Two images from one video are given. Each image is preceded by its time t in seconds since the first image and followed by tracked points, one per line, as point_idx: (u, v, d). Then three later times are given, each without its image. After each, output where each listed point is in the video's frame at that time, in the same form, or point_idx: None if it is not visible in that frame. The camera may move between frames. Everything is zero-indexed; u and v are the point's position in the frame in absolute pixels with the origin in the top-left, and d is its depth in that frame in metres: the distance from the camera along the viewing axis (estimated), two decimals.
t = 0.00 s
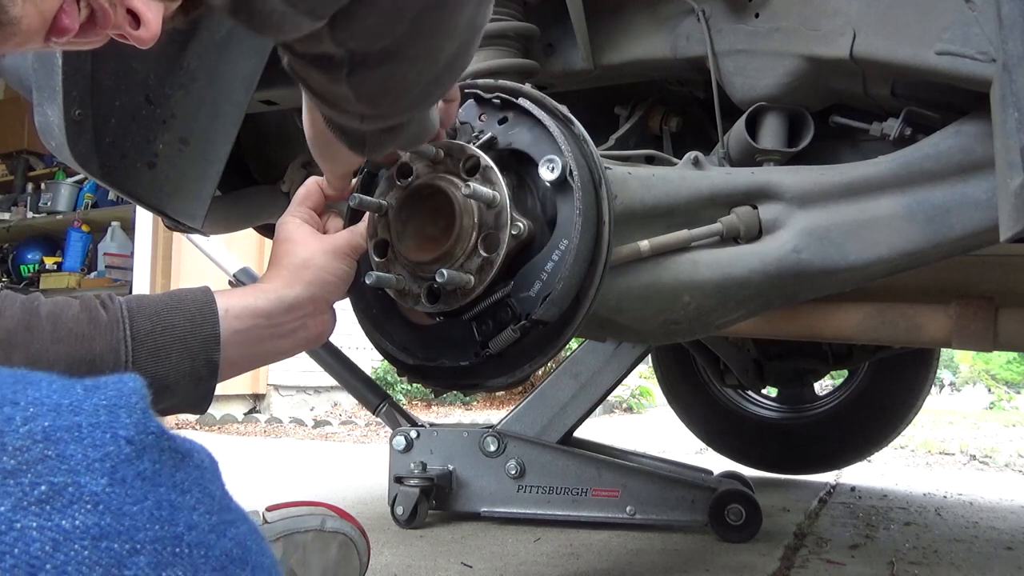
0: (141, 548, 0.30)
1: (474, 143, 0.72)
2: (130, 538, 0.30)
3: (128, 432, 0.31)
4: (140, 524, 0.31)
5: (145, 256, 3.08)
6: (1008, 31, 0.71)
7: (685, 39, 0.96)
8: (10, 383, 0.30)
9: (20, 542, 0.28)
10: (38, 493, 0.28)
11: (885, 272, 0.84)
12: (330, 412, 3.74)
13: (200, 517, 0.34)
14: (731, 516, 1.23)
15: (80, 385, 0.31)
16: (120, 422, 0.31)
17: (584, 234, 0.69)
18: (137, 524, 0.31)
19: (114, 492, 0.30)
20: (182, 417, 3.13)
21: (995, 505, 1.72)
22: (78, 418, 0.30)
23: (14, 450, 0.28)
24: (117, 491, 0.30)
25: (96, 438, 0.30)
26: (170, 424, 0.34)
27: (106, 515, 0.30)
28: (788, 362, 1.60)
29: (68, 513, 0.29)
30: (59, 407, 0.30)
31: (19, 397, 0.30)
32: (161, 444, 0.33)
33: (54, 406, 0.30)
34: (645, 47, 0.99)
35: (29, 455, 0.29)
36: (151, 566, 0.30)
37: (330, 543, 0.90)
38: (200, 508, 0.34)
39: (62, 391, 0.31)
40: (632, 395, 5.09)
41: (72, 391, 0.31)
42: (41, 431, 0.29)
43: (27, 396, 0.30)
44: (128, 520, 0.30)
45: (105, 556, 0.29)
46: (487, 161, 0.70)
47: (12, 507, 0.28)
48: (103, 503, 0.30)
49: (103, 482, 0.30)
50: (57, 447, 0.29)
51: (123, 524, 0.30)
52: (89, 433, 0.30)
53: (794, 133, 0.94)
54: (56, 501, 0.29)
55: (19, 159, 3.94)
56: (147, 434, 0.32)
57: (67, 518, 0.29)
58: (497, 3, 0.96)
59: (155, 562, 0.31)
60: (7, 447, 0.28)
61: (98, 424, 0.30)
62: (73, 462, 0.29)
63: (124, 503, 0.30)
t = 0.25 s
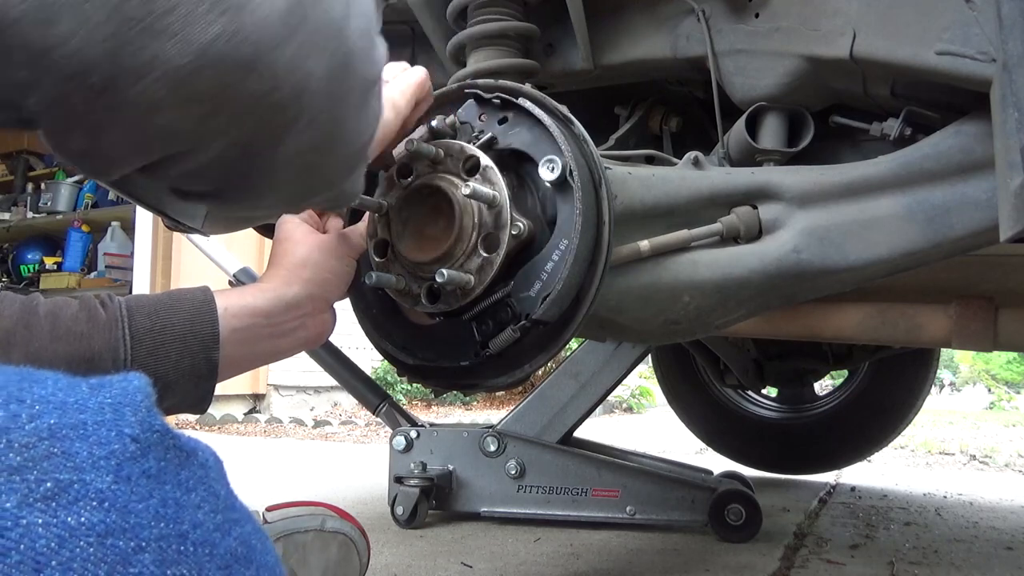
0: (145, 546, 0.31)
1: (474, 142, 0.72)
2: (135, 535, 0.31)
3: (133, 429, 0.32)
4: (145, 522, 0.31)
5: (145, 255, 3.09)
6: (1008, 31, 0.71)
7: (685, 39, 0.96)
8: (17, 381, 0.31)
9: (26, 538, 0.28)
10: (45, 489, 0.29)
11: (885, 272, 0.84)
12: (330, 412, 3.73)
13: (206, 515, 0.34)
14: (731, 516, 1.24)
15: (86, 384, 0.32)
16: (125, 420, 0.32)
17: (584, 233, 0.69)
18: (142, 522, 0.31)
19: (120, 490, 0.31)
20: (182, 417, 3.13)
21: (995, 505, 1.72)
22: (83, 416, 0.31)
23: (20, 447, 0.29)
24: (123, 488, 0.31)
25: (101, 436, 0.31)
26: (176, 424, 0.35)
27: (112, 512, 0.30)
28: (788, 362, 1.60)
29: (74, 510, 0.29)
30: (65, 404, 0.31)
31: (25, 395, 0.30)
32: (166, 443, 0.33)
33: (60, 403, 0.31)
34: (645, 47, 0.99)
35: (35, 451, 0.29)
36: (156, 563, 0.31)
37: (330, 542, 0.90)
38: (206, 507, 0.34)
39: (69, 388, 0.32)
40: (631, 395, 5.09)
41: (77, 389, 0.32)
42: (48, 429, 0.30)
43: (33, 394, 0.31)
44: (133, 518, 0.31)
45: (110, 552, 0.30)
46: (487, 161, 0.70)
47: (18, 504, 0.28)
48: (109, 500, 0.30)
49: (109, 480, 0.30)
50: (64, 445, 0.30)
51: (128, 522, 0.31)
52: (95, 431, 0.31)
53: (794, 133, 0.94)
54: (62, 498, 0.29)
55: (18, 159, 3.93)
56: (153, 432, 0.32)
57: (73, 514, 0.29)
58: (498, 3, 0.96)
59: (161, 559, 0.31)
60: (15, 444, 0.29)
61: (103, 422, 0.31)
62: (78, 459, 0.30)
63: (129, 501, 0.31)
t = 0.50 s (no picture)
0: (135, 534, 0.34)
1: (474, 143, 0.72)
2: (125, 523, 0.34)
3: (124, 420, 0.35)
4: (134, 511, 0.34)
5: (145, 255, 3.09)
6: (1008, 31, 0.71)
7: (685, 39, 0.96)
8: (13, 373, 0.34)
9: (16, 525, 0.31)
10: (35, 477, 0.32)
11: (885, 272, 0.84)
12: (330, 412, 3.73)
13: (196, 506, 0.37)
14: (731, 516, 1.24)
15: (80, 376, 0.36)
16: (117, 411, 0.35)
17: (584, 233, 0.69)
18: (132, 510, 0.34)
19: (110, 479, 0.34)
20: (182, 417, 3.13)
21: (995, 505, 1.72)
22: (75, 406, 0.34)
23: (14, 436, 0.32)
24: (113, 477, 0.34)
25: (92, 426, 0.34)
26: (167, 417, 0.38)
27: (102, 501, 0.34)
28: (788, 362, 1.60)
29: (65, 498, 0.33)
30: (56, 395, 0.34)
31: (17, 386, 0.34)
32: (157, 434, 0.37)
33: (51, 394, 0.34)
34: (645, 47, 0.99)
35: (27, 441, 0.33)
36: (145, 550, 0.34)
37: (331, 542, 0.90)
38: (196, 498, 0.38)
39: (63, 380, 0.35)
40: (631, 395, 5.09)
41: (71, 381, 0.35)
42: (39, 418, 0.33)
43: (26, 384, 0.34)
44: (123, 507, 0.34)
45: (100, 540, 0.33)
46: (487, 161, 0.70)
47: (11, 490, 0.31)
48: (99, 488, 0.34)
49: (99, 469, 0.34)
50: (55, 434, 0.33)
51: (119, 510, 0.34)
52: (86, 421, 0.34)
53: (794, 133, 0.94)
54: (53, 486, 0.33)
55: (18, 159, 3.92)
56: (144, 423, 0.36)
57: (63, 502, 0.33)
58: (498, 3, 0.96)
59: (150, 548, 0.34)
60: (9, 433, 0.32)
61: (95, 413, 0.35)
62: (69, 448, 0.33)
63: (120, 489, 0.34)
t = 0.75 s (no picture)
0: (132, 530, 0.34)
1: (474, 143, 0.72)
2: (121, 519, 0.34)
3: (121, 417, 0.35)
4: (131, 507, 0.34)
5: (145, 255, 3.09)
6: (1008, 31, 0.71)
7: (685, 39, 0.96)
8: (10, 369, 0.34)
9: (12, 521, 0.31)
10: (32, 473, 0.32)
11: (885, 271, 0.84)
12: (330, 412, 3.72)
13: (194, 502, 0.37)
14: (731, 516, 1.24)
15: (77, 372, 0.36)
16: (113, 408, 0.35)
17: (584, 233, 0.69)
18: (129, 507, 0.34)
19: (107, 475, 0.34)
20: (182, 417, 3.13)
21: (995, 505, 1.72)
22: (71, 403, 0.34)
23: (9, 432, 0.32)
24: (110, 474, 0.34)
25: (89, 422, 0.34)
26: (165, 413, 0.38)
27: (99, 497, 0.34)
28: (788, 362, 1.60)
29: (61, 494, 0.33)
30: (53, 391, 0.34)
31: (14, 382, 0.34)
32: (154, 431, 0.37)
33: (48, 390, 0.34)
34: (644, 47, 0.99)
35: (23, 437, 0.32)
36: (142, 546, 0.34)
37: (331, 542, 0.90)
38: (194, 494, 0.38)
39: (60, 376, 0.35)
40: (631, 395, 5.09)
41: (68, 377, 0.35)
42: (35, 414, 0.33)
43: (23, 380, 0.34)
44: (120, 503, 0.34)
45: (97, 536, 0.33)
46: (487, 161, 0.70)
47: (7, 486, 0.31)
48: (96, 485, 0.34)
49: (96, 465, 0.34)
50: (51, 430, 0.33)
51: (116, 506, 0.34)
52: (83, 417, 0.34)
53: (794, 133, 0.94)
54: (49, 482, 0.32)
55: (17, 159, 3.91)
56: (140, 420, 0.36)
57: (60, 498, 0.33)
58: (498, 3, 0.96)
59: (147, 544, 0.34)
60: (5, 429, 0.32)
61: (92, 409, 0.35)
62: (65, 445, 0.33)
63: (117, 485, 0.34)
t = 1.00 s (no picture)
0: (133, 531, 0.34)
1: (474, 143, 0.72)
2: (122, 521, 0.34)
3: (121, 418, 0.35)
4: (132, 509, 0.34)
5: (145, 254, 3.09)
6: (1008, 31, 0.71)
7: (685, 39, 0.96)
8: (10, 370, 0.34)
9: (13, 523, 0.31)
10: (32, 475, 0.32)
11: (885, 271, 0.84)
12: (330, 412, 3.72)
13: (195, 504, 0.37)
14: (731, 516, 1.24)
15: (77, 373, 0.36)
16: (114, 409, 0.35)
17: (584, 233, 0.69)
18: (129, 508, 0.34)
19: (107, 477, 0.34)
20: (182, 417, 3.13)
21: (995, 505, 1.72)
22: (71, 404, 0.34)
23: (9, 434, 0.32)
24: (110, 475, 0.34)
25: (89, 423, 0.34)
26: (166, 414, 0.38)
27: (99, 498, 0.34)
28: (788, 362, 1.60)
29: (61, 496, 0.33)
30: (53, 392, 0.34)
31: (14, 383, 0.34)
32: (155, 432, 0.37)
33: (48, 391, 0.34)
34: (644, 47, 0.99)
35: (24, 438, 0.32)
36: (143, 548, 0.34)
37: (331, 542, 0.90)
38: (194, 495, 0.38)
39: (60, 377, 0.35)
40: (631, 395, 5.09)
41: (68, 378, 0.35)
42: (36, 416, 0.33)
43: (23, 381, 0.34)
44: (121, 504, 0.34)
45: (97, 537, 0.33)
46: (487, 161, 0.70)
47: (7, 488, 0.32)
48: (96, 486, 0.34)
49: (96, 466, 0.34)
50: (51, 432, 0.33)
51: (116, 507, 0.34)
52: (83, 419, 0.34)
53: (794, 133, 0.95)
54: (49, 484, 0.32)
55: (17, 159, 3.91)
56: (141, 421, 0.36)
57: (60, 499, 0.33)
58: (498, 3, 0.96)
59: (148, 545, 0.34)
60: (5, 431, 0.32)
61: (92, 411, 0.34)
62: (66, 446, 0.33)
63: (117, 487, 0.34)
